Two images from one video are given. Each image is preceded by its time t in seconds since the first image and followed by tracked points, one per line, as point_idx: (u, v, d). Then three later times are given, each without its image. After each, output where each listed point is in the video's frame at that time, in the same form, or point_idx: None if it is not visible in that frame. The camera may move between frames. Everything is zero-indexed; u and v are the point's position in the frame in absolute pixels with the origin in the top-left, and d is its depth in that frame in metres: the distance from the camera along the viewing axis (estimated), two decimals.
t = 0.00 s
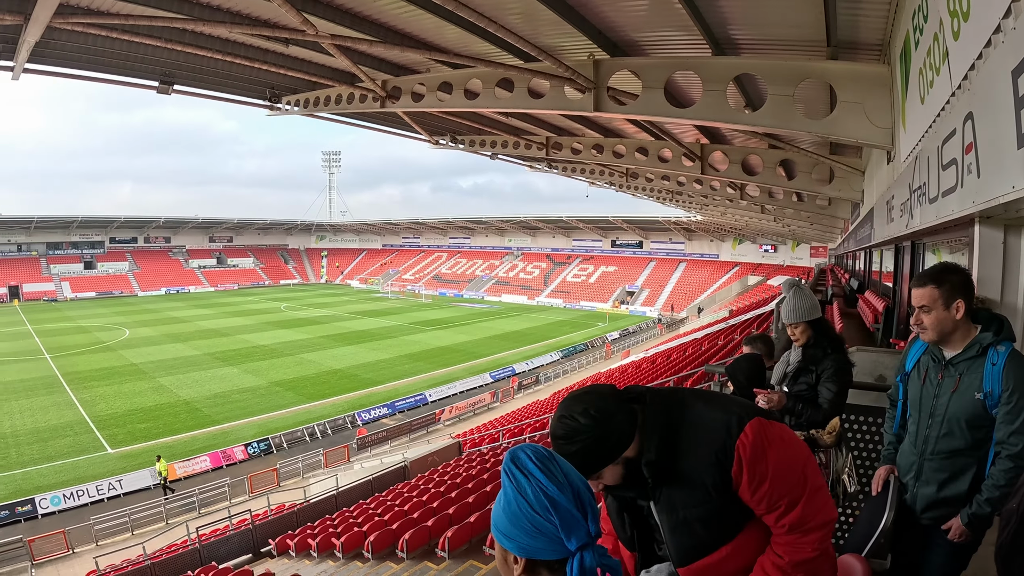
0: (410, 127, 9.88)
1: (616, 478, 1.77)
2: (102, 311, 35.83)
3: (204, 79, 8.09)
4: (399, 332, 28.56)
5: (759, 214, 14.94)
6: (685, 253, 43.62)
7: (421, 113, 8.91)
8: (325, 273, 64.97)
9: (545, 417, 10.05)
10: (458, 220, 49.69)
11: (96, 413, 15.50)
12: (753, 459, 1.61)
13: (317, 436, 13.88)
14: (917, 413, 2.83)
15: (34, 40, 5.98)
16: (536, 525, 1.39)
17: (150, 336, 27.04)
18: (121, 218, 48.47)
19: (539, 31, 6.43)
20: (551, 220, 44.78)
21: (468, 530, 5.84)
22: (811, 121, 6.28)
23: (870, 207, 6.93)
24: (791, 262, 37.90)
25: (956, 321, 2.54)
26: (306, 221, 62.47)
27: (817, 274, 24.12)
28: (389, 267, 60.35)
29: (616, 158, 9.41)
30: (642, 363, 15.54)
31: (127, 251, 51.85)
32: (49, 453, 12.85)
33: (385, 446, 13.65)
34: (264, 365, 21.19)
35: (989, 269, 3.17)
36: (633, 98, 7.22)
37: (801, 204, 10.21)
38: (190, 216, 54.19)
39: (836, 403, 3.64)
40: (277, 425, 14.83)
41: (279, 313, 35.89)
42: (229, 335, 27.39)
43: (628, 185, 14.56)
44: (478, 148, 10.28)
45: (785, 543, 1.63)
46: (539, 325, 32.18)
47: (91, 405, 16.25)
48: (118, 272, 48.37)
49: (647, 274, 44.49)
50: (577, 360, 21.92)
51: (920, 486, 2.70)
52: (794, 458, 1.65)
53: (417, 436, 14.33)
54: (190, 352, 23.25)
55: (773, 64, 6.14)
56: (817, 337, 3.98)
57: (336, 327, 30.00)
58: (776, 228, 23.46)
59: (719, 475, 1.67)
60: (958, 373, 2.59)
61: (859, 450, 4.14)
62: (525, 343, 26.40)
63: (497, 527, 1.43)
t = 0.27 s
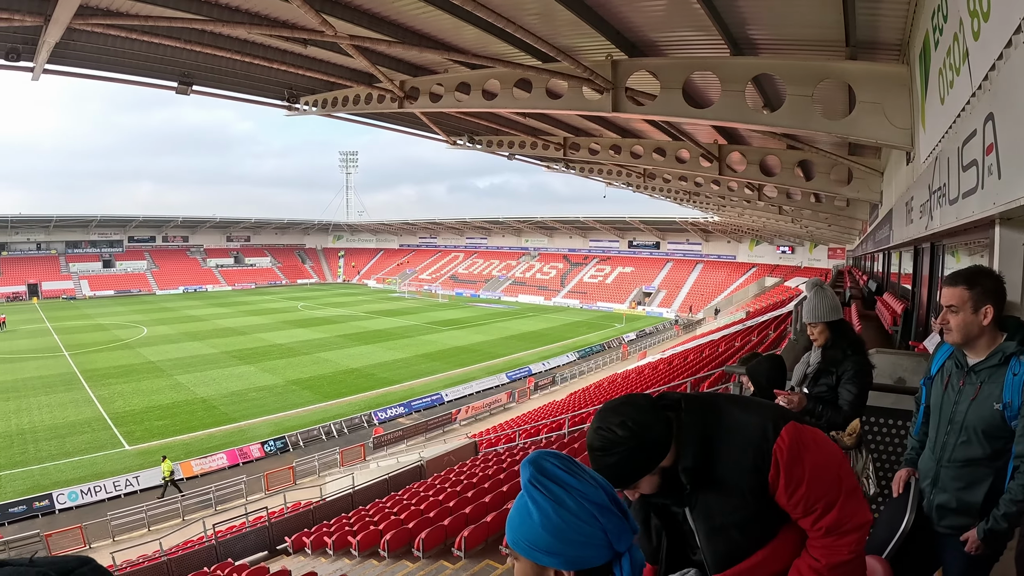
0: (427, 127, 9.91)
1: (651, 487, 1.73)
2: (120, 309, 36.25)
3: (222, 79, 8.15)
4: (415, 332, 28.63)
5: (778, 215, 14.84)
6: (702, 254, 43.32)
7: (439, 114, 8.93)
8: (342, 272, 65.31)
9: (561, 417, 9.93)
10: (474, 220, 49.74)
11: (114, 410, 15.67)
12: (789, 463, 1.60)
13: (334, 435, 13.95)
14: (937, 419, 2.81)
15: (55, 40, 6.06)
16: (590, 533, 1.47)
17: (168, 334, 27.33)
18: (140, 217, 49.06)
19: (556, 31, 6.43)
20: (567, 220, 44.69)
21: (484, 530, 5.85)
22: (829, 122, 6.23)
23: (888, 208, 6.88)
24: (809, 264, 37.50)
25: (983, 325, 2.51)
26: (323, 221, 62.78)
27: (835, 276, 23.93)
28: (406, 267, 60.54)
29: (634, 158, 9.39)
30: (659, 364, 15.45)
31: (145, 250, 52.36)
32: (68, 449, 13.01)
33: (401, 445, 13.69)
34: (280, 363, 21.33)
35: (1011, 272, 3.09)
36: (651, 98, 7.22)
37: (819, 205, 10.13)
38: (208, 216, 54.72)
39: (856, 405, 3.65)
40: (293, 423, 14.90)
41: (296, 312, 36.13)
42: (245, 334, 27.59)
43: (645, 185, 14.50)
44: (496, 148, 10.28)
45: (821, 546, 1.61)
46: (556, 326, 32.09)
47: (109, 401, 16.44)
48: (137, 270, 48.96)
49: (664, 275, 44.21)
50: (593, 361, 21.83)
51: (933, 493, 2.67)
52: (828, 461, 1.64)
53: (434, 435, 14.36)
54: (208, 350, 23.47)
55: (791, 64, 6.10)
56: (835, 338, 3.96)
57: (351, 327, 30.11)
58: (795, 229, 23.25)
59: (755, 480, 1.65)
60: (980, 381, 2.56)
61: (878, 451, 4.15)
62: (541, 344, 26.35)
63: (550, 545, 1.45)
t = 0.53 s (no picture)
0: (446, 128, 9.93)
1: (684, 489, 1.72)
2: (140, 307, 36.69)
3: (242, 80, 8.21)
4: (433, 331, 28.68)
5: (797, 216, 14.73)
6: (721, 255, 42.94)
7: (458, 114, 8.96)
8: (360, 271, 65.60)
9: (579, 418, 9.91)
10: (492, 220, 49.74)
11: (134, 407, 15.86)
12: (824, 458, 1.59)
13: (351, 434, 14.02)
14: (960, 422, 2.77)
15: (76, 41, 6.13)
16: (600, 540, 1.42)
17: (187, 332, 27.63)
18: (160, 216, 49.64)
19: (575, 30, 6.42)
20: (586, 221, 44.56)
21: (501, 530, 5.87)
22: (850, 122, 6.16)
23: (909, 209, 6.80)
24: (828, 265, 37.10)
25: (1010, 326, 2.49)
26: (341, 220, 63.06)
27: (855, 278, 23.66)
28: (424, 266, 60.65)
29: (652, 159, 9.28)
30: (677, 365, 15.36)
31: (165, 248, 52.99)
32: (88, 444, 13.17)
33: (419, 445, 13.72)
34: (299, 362, 21.47)
35: None
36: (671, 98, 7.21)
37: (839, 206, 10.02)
38: (228, 215, 55.26)
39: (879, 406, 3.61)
40: (311, 422, 14.99)
41: (315, 311, 36.38)
42: (264, 332, 27.79)
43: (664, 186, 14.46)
44: (515, 148, 10.28)
45: (864, 536, 1.59)
46: (575, 326, 31.99)
47: (128, 398, 16.63)
48: (156, 269, 49.56)
49: (683, 276, 43.88)
50: (611, 362, 21.74)
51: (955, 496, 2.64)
52: (864, 455, 1.63)
53: (451, 435, 14.39)
54: (227, 348, 23.68)
55: (811, 64, 6.05)
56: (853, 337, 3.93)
57: (369, 326, 30.21)
58: (814, 230, 23.02)
59: (790, 478, 1.64)
60: (1003, 384, 2.52)
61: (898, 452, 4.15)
62: (558, 344, 26.27)
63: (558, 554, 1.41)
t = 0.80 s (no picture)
0: (468, 128, 9.95)
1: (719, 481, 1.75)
2: (162, 305, 37.09)
3: (264, 80, 8.26)
4: (453, 332, 28.71)
5: (818, 217, 14.65)
6: (742, 256, 42.49)
7: (480, 115, 9.00)
8: (381, 271, 65.76)
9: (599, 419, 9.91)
10: (513, 221, 49.66)
11: (155, 403, 16.04)
12: (861, 439, 1.64)
13: (371, 432, 14.11)
14: (980, 424, 2.75)
15: (98, 42, 6.17)
16: (564, 551, 1.69)
17: (208, 330, 27.88)
18: (182, 215, 50.16)
19: (596, 30, 6.43)
20: (606, 221, 44.38)
21: (521, 530, 5.91)
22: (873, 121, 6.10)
23: (932, 211, 6.74)
24: (850, 267, 36.55)
25: None
26: (362, 220, 63.22)
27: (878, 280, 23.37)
28: (444, 267, 60.69)
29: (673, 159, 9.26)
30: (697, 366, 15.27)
31: (187, 247, 53.66)
32: (109, 440, 13.34)
33: (438, 444, 13.76)
34: (319, 361, 21.59)
35: None
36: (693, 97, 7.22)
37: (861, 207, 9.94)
38: (249, 215, 55.70)
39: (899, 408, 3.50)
40: (330, 420, 15.08)
41: (336, 310, 36.57)
42: (285, 330, 28.02)
43: (686, 187, 14.43)
44: (536, 148, 10.28)
45: (906, 506, 1.61)
46: (596, 327, 31.81)
47: (150, 395, 16.81)
48: (178, 267, 50.13)
49: (703, 278, 43.47)
50: (631, 363, 21.69)
51: (975, 500, 2.60)
52: (898, 434, 1.67)
53: (471, 434, 14.43)
54: (248, 346, 23.90)
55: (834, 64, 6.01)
56: (872, 338, 3.87)
57: (389, 325, 30.31)
58: (836, 231, 22.77)
59: (829, 464, 1.67)
60: None
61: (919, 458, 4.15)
62: (578, 345, 26.17)
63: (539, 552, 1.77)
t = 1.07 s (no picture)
0: (490, 127, 9.99)
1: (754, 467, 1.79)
2: (185, 303, 37.46)
3: (287, 80, 8.30)
4: (475, 331, 28.70)
5: (844, 218, 14.45)
6: (766, 257, 41.87)
7: (502, 116, 9.04)
8: (404, 270, 65.75)
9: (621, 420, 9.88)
10: (535, 220, 49.46)
11: (178, 399, 16.23)
12: (897, 423, 1.68)
13: (393, 430, 14.20)
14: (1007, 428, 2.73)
15: (125, 44, 6.26)
16: (578, 549, 1.98)
17: (231, 328, 28.15)
18: (206, 214, 50.62)
19: (620, 29, 6.44)
20: (629, 221, 44.05)
21: (542, 529, 5.95)
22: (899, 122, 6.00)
23: (958, 212, 6.64)
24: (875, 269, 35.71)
25: None
26: (385, 219, 63.26)
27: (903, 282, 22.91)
28: (467, 266, 60.58)
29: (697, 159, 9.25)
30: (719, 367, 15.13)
31: (211, 246, 54.29)
32: (133, 436, 13.53)
33: (460, 443, 13.84)
34: (341, 359, 21.71)
35: None
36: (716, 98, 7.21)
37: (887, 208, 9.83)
38: (272, 214, 56.11)
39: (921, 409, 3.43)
40: (352, 418, 15.18)
41: (359, 309, 36.74)
42: (308, 329, 28.21)
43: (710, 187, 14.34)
44: (560, 149, 10.29)
45: (944, 484, 1.64)
46: (618, 328, 31.58)
47: (173, 391, 17.02)
48: (202, 266, 50.68)
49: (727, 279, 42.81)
50: (654, 364, 21.62)
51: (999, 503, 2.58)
52: (931, 417, 1.72)
53: (492, 434, 14.50)
54: (271, 344, 24.10)
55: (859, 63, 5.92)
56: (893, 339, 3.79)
57: (411, 324, 30.40)
58: (861, 232, 22.39)
59: (865, 448, 1.70)
60: None
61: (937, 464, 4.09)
62: (600, 346, 26.01)
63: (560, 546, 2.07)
